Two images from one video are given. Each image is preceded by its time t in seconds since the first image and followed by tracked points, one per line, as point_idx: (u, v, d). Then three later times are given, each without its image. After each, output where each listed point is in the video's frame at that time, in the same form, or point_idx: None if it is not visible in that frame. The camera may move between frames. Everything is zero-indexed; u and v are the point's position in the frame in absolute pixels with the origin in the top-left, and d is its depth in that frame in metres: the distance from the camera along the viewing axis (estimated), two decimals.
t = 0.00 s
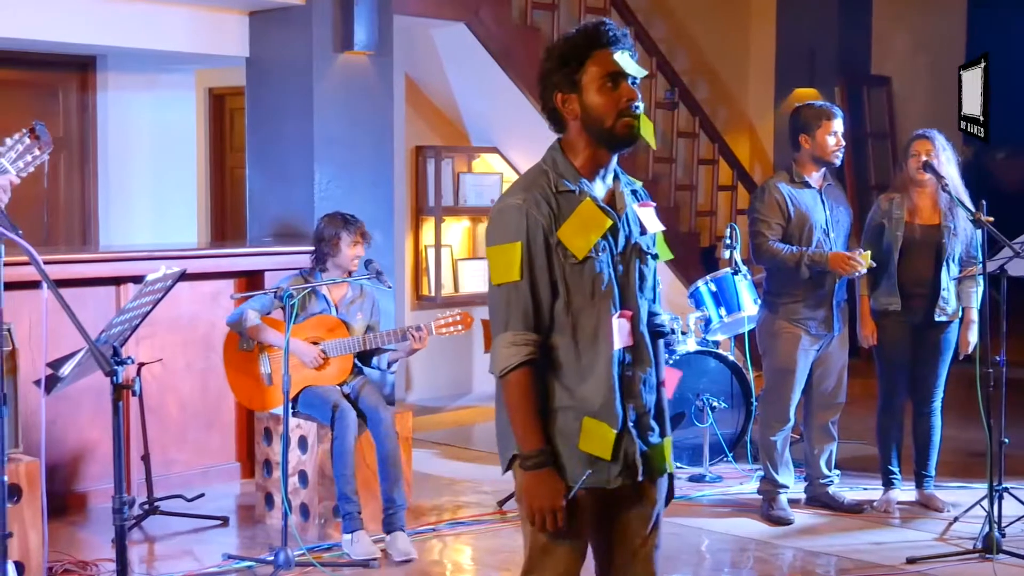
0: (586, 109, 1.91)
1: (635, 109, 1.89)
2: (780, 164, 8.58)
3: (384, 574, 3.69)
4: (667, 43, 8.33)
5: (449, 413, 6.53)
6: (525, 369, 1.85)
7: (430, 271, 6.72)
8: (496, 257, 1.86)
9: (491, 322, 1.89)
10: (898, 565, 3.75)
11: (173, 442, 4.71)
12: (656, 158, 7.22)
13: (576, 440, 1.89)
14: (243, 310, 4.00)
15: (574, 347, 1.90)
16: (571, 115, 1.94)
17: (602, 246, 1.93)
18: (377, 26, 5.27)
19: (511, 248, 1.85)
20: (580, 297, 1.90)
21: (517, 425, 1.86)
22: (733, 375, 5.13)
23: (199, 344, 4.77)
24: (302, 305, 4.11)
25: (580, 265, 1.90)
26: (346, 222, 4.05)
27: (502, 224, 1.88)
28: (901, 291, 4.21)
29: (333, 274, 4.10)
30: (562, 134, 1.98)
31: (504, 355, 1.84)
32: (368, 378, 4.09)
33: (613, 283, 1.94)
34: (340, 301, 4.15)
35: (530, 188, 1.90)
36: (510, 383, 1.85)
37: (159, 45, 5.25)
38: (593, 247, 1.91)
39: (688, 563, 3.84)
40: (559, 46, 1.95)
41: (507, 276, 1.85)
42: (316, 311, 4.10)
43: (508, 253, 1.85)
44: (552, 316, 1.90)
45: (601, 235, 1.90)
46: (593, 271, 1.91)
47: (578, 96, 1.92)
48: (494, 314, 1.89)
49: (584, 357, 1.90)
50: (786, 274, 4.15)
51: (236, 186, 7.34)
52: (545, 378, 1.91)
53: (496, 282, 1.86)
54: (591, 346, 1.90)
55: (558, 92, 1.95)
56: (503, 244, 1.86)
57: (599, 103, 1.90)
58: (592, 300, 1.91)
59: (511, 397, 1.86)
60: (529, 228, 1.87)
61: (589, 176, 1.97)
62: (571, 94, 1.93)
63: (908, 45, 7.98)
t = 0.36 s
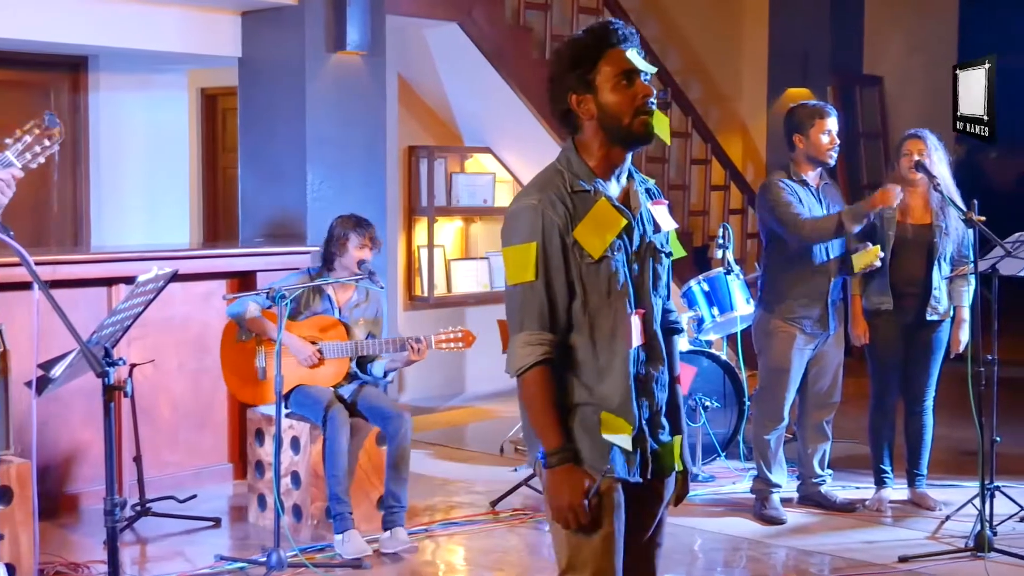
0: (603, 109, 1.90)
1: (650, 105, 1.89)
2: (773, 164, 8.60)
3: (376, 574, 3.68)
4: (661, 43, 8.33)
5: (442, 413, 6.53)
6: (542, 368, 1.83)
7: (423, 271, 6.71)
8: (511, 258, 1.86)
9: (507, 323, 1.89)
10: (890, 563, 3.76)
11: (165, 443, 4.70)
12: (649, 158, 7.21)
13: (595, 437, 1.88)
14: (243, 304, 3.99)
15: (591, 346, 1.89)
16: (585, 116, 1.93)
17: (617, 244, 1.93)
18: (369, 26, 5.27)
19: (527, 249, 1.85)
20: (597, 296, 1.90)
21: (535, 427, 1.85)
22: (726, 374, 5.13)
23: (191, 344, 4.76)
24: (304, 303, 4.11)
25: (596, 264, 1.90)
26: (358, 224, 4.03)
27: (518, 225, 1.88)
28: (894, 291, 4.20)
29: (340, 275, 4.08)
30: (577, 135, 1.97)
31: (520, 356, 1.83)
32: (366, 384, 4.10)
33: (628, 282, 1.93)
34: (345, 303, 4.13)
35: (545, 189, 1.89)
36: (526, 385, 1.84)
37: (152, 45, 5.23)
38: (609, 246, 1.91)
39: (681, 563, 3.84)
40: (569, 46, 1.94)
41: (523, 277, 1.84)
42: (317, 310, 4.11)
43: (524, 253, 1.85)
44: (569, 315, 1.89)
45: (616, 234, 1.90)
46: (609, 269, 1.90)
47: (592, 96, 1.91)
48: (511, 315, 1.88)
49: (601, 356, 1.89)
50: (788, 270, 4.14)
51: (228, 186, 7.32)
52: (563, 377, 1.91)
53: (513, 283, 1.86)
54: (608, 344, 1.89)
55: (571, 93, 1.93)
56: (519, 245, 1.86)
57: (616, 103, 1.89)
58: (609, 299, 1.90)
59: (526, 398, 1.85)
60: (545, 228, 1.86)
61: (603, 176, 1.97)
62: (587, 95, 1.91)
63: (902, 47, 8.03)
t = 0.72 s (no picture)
0: (594, 107, 1.91)
1: (637, 103, 1.92)
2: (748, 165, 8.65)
3: (353, 575, 3.68)
4: (636, 43, 8.35)
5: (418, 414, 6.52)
6: (552, 375, 1.81)
7: (399, 271, 6.71)
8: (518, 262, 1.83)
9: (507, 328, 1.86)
10: (866, 561, 3.79)
11: (139, 445, 4.67)
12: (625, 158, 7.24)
13: (593, 441, 1.92)
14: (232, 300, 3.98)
15: (590, 351, 1.91)
16: (575, 114, 1.93)
17: (610, 248, 1.95)
18: (345, 26, 5.25)
19: (534, 251, 1.83)
20: (594, 300, 1.91)
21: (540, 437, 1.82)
22: (701, 374, 5.16)
23: (166, 345, 4.73)
24: (289, 301, 4.08)
25: (595, 268, 1.91)
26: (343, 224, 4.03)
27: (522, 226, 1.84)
28: (867, 290, 4.26)
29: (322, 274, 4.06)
30: (559, 134, 1.97)
31: (530, 363, 1.80)
32: (344, 384, 4.10)
33: (618, 286, 1.96)
34: (327, 302, 4.13)
35: (545, 189, 1.87)
36: (534, 392, 1.81)
37: (125, 45, 5.19)
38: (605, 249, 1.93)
39: (657, 562, 3.85)
40: (553, 44, 1.93)
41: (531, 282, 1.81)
42: (300, 309, 4.08)
43: (531, 257, 1.82)
44: (569, 319, 1.89)
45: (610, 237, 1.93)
46: (605, 273, 1.93)
47: (583, 94, 1.91)
48: (515, 319, 1.85)
49: (598, 359, 1.92)
50: (767, 266, 4.16)
51: (203, 187, 7.28)
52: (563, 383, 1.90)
53: (520, 287, 1.83)
54: (604, 348, 1.92)
55: (559, 91, 1.92)
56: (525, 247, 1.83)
57: (608, 101, 1.90)
58: (604, 303, 1.92)
59: (531, 407, 1.82)
60: (550, 230, 1.85)
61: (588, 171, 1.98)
62: (578, 91, 1.91)
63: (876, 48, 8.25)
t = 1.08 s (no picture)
0: (583, 106, 1.95)
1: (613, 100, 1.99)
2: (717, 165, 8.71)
3: None
4: (605, 44, 8.39)
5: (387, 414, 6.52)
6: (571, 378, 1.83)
7: (368, 271, 6.69)
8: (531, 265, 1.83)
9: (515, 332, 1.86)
10: (834, 560, 3.83)
11: (107, 447, 4.64)
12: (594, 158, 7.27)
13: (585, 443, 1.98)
14: (193, 302, 3.99)
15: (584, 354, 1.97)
16: (563, 112, 1.96)
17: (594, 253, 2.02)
18: (313, 25, 5.24)
19: (554, 252, 1.84)
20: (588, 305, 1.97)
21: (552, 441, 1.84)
22: (671, 374, 5.19)
23: (134, 346, 4.71)
24: (244, 300, 4.06)
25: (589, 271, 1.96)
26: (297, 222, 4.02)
27: (540, 227, 1.84)
28: (836, 289, 4.30)
29: (278, 272, 4.08)
30: (540, 131, 1.97)
31: (553, 366, 1.81)
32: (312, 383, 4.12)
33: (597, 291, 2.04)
34: (287, 303, 4.12)
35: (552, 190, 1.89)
36: (553, 396, 1.82)
37: (90, 44, 5.15)
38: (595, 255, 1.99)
39: (627, 561, 3.87)
40: (531, 42, 1.93)
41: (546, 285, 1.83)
42: (262, 310, 4.09)
43: (552, 258, 1.83)
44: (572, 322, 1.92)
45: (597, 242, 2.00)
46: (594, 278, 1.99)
47: (572, 92, 1.94)
48: (532, 321, 1.84)
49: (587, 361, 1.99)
50: (741, 265, 4.17)
51: (170, 187, 7.23)
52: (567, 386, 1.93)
53: (541, 288, 1.83)
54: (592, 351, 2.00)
55: (548, 87, 1.93)
56: (545, 248, 1.83)
57: (597, 100, 1.95)
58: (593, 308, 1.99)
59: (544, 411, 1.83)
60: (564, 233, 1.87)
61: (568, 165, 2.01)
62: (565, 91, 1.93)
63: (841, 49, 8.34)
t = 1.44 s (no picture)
0: (571, 106, 1.99)
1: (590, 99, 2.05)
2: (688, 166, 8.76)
3: None
4: (577, 44, 8.42)
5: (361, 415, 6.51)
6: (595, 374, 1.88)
7: (340, 271, 6.69)
8: (550, 266, 1.87)
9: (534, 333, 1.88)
10: (806, 559, 3.87)
11: (78, 449, 4.62)
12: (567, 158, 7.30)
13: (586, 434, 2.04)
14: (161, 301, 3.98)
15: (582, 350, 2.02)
16: (553, 113, 1.98)
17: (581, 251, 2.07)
18: (284, 25, 5.23)
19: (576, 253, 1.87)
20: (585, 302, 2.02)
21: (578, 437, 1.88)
22: (643, 374, 5.23)
23: (105, 347, 4.69)
24: (215, 301, 4.08)
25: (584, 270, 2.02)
26: (264, 221, 4.03)
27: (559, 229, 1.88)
28: (808, 289, 4.34)
29: (247, 272, 4.08)
30: (531, 132, 1.98)
31: (580, 364, 1.85)
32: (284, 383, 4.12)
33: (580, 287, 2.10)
34: (257, 303, 4.10)
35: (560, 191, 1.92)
36: (581, 394, 1.86)
37: (59, 43, 5.12)
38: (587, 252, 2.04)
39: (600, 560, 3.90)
40: (517, 45, 1.94)
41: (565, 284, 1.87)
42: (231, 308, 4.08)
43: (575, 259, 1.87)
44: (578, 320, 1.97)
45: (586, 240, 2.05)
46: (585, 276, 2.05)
47: (561, 94, 1.97)
48: (555, 323, 1.87)
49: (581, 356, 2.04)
50: (718, 265, 4.20)
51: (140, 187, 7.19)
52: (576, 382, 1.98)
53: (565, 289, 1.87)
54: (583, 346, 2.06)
55: (540, 90, 1.95)
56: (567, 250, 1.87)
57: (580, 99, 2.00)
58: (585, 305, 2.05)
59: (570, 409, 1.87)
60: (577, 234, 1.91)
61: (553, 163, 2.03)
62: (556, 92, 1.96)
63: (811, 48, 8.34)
